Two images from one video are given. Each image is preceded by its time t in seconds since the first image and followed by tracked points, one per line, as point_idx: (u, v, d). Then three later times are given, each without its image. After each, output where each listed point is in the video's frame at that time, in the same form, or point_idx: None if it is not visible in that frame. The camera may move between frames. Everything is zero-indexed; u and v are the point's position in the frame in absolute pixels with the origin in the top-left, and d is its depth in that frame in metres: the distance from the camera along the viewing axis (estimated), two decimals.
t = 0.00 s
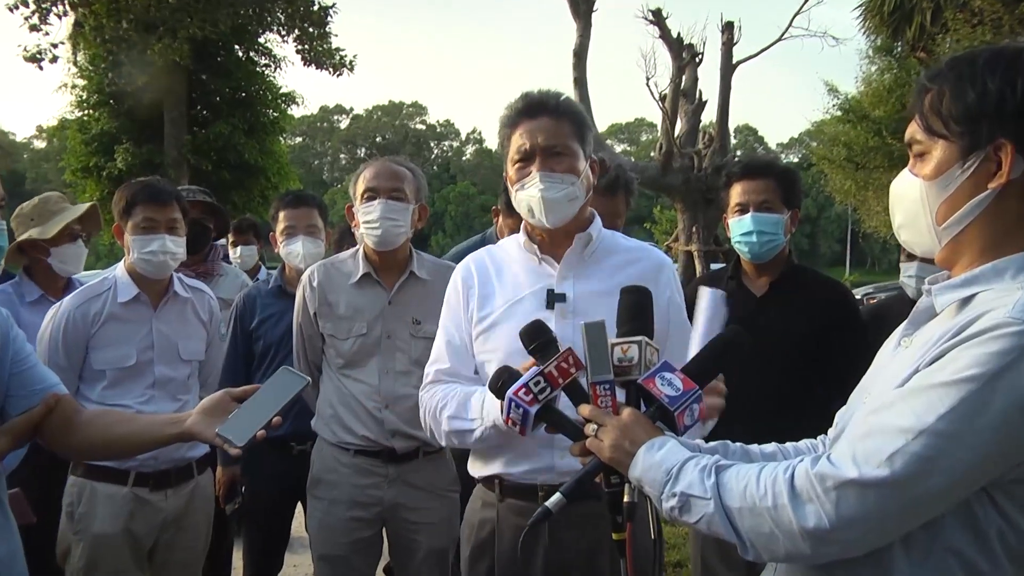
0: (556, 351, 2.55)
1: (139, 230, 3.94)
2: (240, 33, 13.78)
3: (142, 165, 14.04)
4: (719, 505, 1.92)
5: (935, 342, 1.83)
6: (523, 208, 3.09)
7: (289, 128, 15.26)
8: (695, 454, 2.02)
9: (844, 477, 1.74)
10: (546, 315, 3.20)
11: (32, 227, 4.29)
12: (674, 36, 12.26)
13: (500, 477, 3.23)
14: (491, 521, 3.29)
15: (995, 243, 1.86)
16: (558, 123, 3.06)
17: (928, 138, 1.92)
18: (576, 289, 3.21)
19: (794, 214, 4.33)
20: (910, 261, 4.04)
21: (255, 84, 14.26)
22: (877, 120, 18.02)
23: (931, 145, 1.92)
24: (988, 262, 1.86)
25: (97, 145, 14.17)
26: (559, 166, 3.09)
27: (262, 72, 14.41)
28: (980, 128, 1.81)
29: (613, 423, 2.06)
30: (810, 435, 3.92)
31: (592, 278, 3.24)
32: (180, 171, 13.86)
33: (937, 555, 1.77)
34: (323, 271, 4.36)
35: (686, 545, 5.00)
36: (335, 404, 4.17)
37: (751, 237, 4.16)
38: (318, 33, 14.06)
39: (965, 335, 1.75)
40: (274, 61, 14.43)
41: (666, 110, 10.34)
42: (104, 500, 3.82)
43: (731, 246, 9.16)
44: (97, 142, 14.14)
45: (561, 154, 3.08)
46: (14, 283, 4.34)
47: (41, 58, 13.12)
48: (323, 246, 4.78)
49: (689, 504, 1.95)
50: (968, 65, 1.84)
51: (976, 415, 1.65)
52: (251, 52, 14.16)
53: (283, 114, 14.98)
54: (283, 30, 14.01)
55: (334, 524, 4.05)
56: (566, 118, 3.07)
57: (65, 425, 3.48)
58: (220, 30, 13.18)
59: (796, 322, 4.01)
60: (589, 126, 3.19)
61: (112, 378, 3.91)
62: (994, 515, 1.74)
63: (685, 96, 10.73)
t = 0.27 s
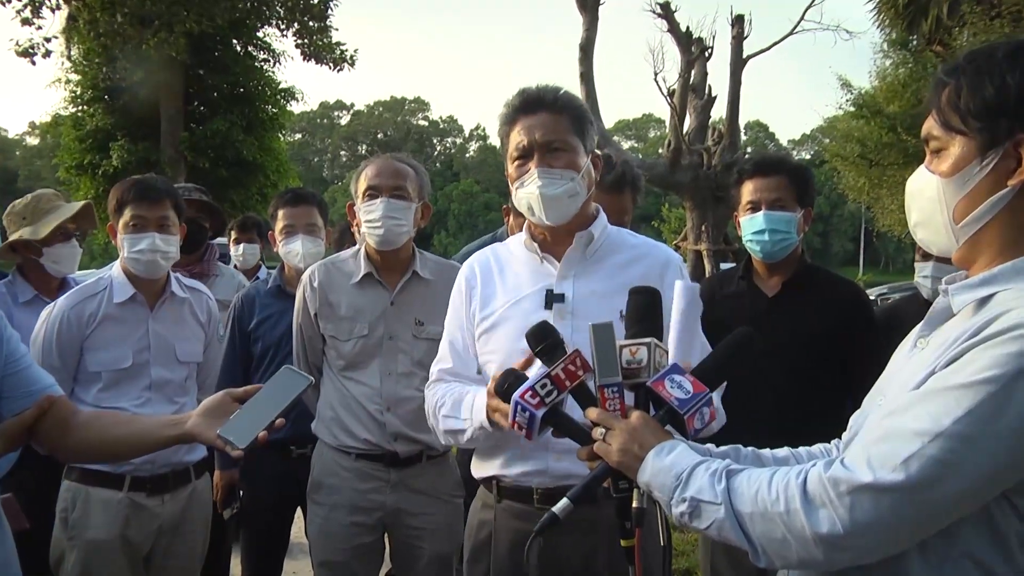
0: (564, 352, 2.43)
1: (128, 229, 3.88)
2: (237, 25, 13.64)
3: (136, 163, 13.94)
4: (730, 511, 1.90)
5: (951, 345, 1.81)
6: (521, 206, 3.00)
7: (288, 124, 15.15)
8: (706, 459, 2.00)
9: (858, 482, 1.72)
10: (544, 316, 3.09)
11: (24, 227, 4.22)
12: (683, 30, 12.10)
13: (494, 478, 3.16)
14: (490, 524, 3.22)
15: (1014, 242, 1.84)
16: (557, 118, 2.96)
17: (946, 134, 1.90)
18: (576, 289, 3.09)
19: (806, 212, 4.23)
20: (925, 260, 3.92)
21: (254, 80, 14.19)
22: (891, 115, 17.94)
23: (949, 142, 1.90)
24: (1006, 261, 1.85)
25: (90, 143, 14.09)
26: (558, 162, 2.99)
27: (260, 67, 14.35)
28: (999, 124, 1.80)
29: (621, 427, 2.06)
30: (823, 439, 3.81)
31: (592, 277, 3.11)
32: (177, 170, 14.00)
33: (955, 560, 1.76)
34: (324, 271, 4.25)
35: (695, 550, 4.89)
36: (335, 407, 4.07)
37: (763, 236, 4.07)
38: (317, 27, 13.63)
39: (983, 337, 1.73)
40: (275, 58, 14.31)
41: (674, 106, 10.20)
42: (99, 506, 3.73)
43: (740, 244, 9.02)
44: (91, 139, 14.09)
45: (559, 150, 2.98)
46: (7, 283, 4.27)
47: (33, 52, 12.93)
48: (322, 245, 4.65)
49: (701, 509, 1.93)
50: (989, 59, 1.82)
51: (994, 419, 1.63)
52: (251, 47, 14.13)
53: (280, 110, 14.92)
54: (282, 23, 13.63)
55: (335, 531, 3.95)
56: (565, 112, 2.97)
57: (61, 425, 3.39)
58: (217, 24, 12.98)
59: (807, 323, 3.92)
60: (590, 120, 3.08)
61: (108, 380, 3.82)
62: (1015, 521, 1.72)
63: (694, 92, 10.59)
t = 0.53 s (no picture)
0: (567, 355, 2.37)
1: (119, 228, 3.81)
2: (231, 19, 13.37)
3: (129, 159, 13.76)
4: (737, 515, 1.87)
5: (961, 347, 1.79)
6: (517, 201, 2.91)
7: (285, 120, 15.01)
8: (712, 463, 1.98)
9: (868, 485, 1.70)
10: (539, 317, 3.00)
11: (16, 225, 4.14)
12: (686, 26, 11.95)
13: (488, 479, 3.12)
14: (483, 527, 3.18)
15: None
16: (556, 111, 2.87)
17: (958, 130, 1.88)
18: (573, 289, 2.98)
19: (814, 211, 4.14)
20: (937, 259, 3.82)
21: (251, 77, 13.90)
22: (902, 111, 17.59)
23: (961, 137, 1.87)
24: (1019, 261, 1.81)
25: (82, 139, 13.94)
26: (557, 159, 2.89)
27: (256, 64, 13.91)
28: (1013, 119, 1.78)
29: (626, 430, 2.01)
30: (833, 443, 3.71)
31: (590, 278, 2.99)
32: (172, 167, 13.73)
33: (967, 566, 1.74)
34: (321, 271, 4.15)
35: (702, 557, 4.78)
36: (333, 409, 3.97)
37: (770, 234, 3.98)
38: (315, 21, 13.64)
39: (995, 337, 1.71)
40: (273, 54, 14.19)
41: (679, 103, 10.06)
42: (90, 510, 3.64)
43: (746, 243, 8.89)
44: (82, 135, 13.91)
45: (557, 145, 2.89)
46: None
47: (25, 47, 12.77)
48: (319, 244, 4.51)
49: (707, 514, 1.90)
50: (1001, 54, 1.81)
51: (1006, 420, 1.61)
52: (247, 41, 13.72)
53: (277, 107, 14.66)
54: (279, 17, 13.53)
55: (332, 536, 3.85)
56: (566, 106, 2.87)
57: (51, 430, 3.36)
58: (211, 19, 12.86)
59: (815, 324, 3.82)
60: (594, 116, 2.98)
61: (100, 382, 3.73)
62: None
63: (698, 88, 10.45)
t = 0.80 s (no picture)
0: (570, 358, 2.28)
1: (110, 227, 3.73)
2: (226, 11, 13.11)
3: (122, 156, 13.29)
4: (746, 521, 1.88)
5: (977, 347, 1.79)
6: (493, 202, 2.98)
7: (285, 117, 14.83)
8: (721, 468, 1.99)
9: (879, 490, 1.71)
10: (535, 318, 2.92)
11: (12, 221, 4.00)
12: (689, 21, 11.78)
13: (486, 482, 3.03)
14: (479, 532, 3.07)
15: None
16: (528, 112, 2.90)
17: (973, 126, 1.86)
18: (569, 289, 2.88)
19: (824, 208, 4.03)
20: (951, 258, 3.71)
21: (245, 70, 13.56)
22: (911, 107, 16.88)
23: (977, 132, 1.86)
24: None
25: (74, 136, 13.49)
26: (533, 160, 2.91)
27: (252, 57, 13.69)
28: None
29: (631, 434, 2.01)
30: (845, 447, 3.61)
31: (588, 277, 2.89)
32: (164, 165, 13.43)
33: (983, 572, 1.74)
34: (320, 270, 4.05)
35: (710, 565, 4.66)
36: (332, 412, 3.88)
37: (778, 233, 3.88)
38: (313, 15, 13.56)
39: (1008, 339, 1.70)
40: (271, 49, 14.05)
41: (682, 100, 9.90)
42: (82, 515, 3.55)
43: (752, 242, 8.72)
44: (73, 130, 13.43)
45: (530, 145, 2.89)
46: None
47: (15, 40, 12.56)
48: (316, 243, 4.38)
49: (715, 520, 1.90)
50: (1018, 48, 1.80)
51: (1020, 422, 1.61)
52: (241, 36, 13.55)
53: (275, 103, 14.24)
54: (275, 11, 13.44)
55: (331, 541, 3.76)
56: (537, 106, 2.89)
57: (42, 435, 3.30)
58: (205, 12, 12.74)
59: (825, 326, 3.72)
60: (579, 113, 2.92)
61: (93, 384, 3.62)
62: None
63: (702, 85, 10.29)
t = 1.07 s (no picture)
0: (576, 359, 2.21)
1: (106, 227, 3.65)
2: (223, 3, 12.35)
3: (117, 153, 12.53)
4: (756, 526, 1.84)
5: (992, 347, 1.75)
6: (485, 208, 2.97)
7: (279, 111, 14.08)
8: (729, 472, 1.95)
9: (892, 495, 1.67)
10: (533, 321, 2.93)
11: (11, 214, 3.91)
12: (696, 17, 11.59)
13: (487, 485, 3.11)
14: (482, 534, 3.14)
15: None
16: (512, 115, 2.89)
17: (990, 122, 1.80)
18: (563, 289, 2.87)
19: (835, 207, 3.93)
20: (966, 259, 3.63)
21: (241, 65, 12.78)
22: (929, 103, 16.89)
23: (994, 129, 1.80)
24: None
25: (68, 131, 12.66)
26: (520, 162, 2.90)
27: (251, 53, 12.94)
28: None
29: (638, 437, 1.96)
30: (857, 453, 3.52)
31: (582, 277, 2.86)
32: (161, 162, 12.66)
33: None
34: (321, 269, 3.94)
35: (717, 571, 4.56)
36: (334, 415, 3.79)
37: (788, 232, 3.79)
38: (310, 9, 13.12)
39: None
40: (265, 41, 13.33)
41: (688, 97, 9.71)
42: (77, 521, 3.47)
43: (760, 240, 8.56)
44: (67, 127, 12.65)
45: (516, 147, 2.88)
46: None
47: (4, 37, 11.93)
48: (314, 241, 4.30)
49: (724, 525, 1.87)
50: None
51: None
52: (239, 30, 12.75)
53: (271, 98, 13.49)
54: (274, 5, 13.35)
55: (332, 547, 3.68)
56: (520, 108, 2.88)
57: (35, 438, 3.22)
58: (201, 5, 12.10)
59: (837, 328, 3.63)
60: (565, 110, 2.89)
61: (88, 386, 3.50)
62: None
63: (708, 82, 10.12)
